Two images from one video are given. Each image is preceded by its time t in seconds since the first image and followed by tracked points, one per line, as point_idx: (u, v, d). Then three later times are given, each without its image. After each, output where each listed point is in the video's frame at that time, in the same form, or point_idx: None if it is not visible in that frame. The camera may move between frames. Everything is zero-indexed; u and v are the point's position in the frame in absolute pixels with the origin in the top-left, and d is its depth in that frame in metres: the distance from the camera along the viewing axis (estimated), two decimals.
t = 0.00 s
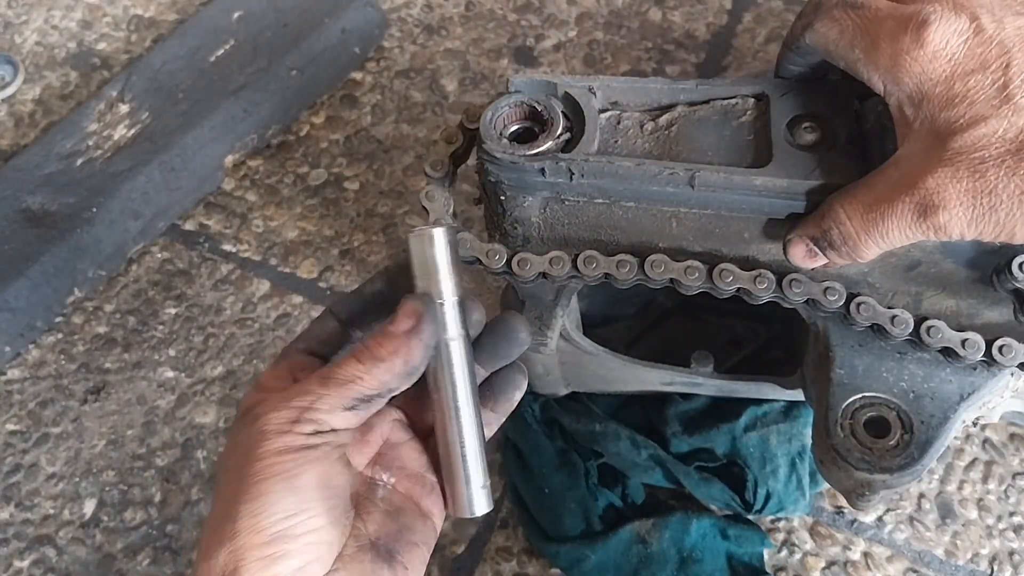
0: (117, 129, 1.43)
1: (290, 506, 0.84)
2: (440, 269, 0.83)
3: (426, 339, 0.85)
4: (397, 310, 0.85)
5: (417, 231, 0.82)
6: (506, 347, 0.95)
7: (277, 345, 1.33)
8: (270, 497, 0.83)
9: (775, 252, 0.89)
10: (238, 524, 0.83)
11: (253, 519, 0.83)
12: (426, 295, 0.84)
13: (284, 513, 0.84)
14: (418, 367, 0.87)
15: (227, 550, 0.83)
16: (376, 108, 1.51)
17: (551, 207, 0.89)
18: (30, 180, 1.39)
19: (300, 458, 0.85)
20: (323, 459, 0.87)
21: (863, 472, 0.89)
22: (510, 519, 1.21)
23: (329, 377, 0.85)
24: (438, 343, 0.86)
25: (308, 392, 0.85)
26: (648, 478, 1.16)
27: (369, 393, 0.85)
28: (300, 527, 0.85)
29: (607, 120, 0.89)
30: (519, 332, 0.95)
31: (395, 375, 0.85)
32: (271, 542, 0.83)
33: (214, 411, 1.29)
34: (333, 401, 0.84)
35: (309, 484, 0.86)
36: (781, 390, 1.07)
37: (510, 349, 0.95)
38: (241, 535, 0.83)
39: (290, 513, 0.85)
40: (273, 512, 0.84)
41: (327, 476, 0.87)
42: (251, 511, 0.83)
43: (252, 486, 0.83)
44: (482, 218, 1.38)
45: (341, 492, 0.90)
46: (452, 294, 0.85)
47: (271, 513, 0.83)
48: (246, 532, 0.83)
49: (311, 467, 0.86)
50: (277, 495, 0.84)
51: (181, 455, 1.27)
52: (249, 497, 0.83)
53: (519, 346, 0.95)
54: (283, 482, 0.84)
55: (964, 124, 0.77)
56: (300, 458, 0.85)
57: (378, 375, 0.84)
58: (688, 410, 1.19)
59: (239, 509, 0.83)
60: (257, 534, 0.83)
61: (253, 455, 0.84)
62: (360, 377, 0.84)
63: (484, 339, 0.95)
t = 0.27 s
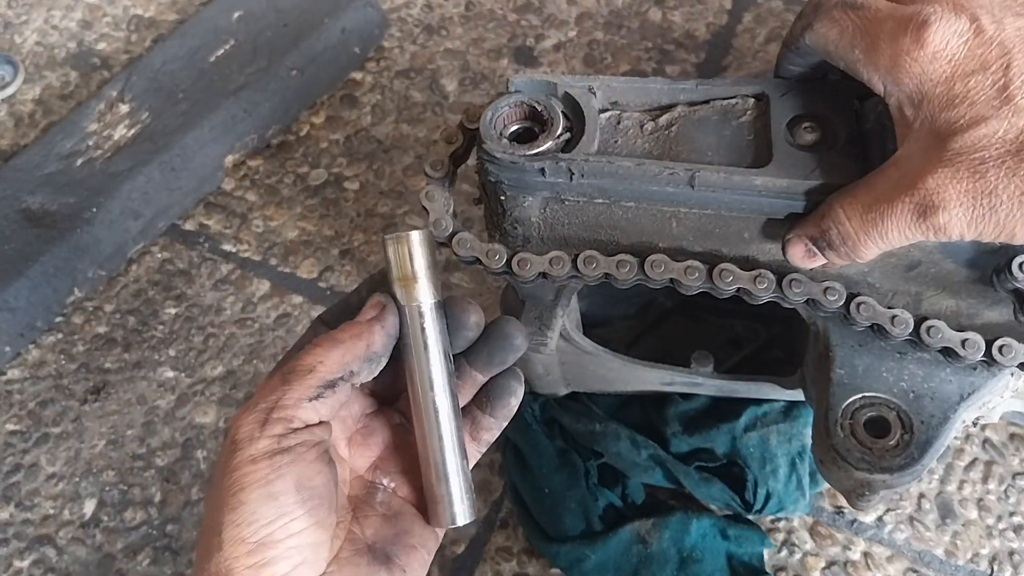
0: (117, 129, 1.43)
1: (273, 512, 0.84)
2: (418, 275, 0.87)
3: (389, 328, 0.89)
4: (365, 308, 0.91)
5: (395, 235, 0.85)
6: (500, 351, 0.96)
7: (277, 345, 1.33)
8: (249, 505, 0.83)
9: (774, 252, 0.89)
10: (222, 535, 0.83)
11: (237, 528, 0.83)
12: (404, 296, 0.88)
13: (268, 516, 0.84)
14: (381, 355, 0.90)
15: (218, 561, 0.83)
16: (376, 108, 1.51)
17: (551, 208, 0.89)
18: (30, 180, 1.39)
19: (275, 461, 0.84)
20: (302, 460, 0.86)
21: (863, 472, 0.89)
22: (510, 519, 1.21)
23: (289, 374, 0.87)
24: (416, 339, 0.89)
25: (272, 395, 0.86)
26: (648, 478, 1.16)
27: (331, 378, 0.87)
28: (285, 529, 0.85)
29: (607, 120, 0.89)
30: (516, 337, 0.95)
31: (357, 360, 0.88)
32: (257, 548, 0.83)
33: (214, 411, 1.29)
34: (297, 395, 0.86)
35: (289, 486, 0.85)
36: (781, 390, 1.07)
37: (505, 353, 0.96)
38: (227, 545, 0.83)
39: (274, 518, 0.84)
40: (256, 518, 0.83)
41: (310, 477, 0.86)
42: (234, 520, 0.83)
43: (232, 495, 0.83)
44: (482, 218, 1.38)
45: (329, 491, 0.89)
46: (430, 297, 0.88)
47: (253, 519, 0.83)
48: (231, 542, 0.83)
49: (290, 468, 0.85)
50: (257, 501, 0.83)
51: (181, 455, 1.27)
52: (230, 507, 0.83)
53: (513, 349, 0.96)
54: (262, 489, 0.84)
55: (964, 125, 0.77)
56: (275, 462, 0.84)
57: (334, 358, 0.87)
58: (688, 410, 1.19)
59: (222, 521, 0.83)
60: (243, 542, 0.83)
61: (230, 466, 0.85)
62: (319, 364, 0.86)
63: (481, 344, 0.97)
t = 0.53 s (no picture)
0: (117, 129, 1.42)
1: (280, 512, 0.84)
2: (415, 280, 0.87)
3: (395, 337, 0.86)
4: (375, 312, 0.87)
5: (389, 244, 0.85)
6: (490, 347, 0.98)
7: (277, 345, 1.33)
8: (255, 506, 0.83)
9: (775, 252, 0.89)
10: (230, 536, 0.83)
11: (244, 528, 0.83)
12: (403, 299, 0.87)
13: (275, 517, 0.84)
14: (388, 363, 0.87)
15: (227, 561, 0.84)
16: (376, 108, 1.51)
17: (551, 207, 0.89)
18: (30, 180, 1.39)
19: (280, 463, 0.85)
20: (306, 460, 0.86)
21: (863, 472, 0.89)
22: (510, 519, 1.21)
23: (293, 380, 0.86)
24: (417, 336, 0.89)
25: (277, 399, 0.86)
26: (648, 478, 1.16)
27: (336, 385, 0.85)
28: (293, 528, 0.85)
29: (607, 120, 0.89)
30: (502, 331, 0.98)
31: (362, 368, 0.86)
32: (265, 547, 0.84)
33: (214, 411, 1.29)
34: (301, 400, 0.85)
35: (295, 486, 0.85)
36: (781, 390, 1.07)
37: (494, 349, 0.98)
38: (235, 546, 0.83)
39: (282, 518, 0.84)
40: (262, 518, 0.83)
41: (315, 476, 0.87)
42: (241, 521, 0.83)
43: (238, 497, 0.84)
44: (481, 218, 1.38)
45: (335, 489, 0.89)
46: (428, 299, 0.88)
47: (259, 519, 0.83)
48: (239, 543, 0.83)
49: (295, 469, 0.85)
50: (262, 502, 0.84)
51: (181, 454, 1.27)
52: (237, 508, 0.84)
53: (503, 344, 0.98)
54: (268, 490, 0.84)
55: (964, 125, 0.77)
56: (279, 463, 0.84)
57: (339, 366, 0.85)
58: (688, 410, 1.19)
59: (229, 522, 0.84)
60: (250, 542, 0.83)
61: (236, 468, 0.85)
62: (322, 373, 0.85)
63: (467, 343, 0.99)
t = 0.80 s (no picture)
0: (116, 129, 1.42)
1: (274, 516, 0.84)
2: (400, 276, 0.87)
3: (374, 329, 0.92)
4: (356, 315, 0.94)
5: (374, 240, 0.86)
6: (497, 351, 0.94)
7: (277, 345, 1.33)
8: (249, 512, 0.83)
9: (775, 252, 0.89)
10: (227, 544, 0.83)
11: (240, 535, 0.83)
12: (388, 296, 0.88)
13: (269, 522, 0.84)
14: (374, 357, 0.93)
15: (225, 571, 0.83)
16: (376, 108, 1.51)
17: (551, 208, 0.89)
18: (30, 180, 1.39)
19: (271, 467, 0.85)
20: (297, 463, 0.87)
21: (862, 472, 0.89)
22: (510, 519, 1.21)
23: (282, 383, 0.89)
24: (401, 339, 0.88)
25: (265, 404, 0.89)
26: (648, 478, 1.16)
27: (324, 382, 0.89)
28: (288, 533, 0.85)
29: (607, 120, 0.89)
30: (509, 335, 0.94)
31: (349, 362, 0.91)
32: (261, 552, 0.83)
33: (214, 410, 1.29)
34: (290, 401, 0.88)
35: (287, 490, 0.85)
36: (781, 390, 1.07)
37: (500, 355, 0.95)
38: (232, 553, 0.83)
39: (277, 523, 0.84)
40: (257, 524, 0.83)
41: (307, 480, 0.87)
42: (236, 528, 0.83)
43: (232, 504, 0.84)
44: (481, 218, 1.38)
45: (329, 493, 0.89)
46: (415, 298, 0.88)
47: (253, 525, 0.83)
48: (236, 550, 0.83)
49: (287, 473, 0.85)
50: (256, 507, 0.83)
51: (181, 454, 1.27)
52: (233, 515, 0.84)
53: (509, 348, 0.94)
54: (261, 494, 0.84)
55: (963, 125, 0.77)
56: (270, 467, 0.85)
57: (325, 363, 0.89)
58: (688, 410, 1.19)
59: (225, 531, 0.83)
60: (246, 548, 0.83)
61: (230, 477, 0.86)
62: (309, 370, 0.89)
63: (474, 345, 0.95)
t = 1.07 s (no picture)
0: (116, 129, 1.42)
1: (274, 512, 0.84)
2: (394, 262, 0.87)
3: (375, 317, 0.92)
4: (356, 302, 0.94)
5: (365, 227, 0.86)
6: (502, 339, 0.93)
7: (277, 344, 1.33)
8: (249, 507, 0.83)
9: (775, 252, 0.89)
10: (228, 540, 0.83)
11: (240, 531, 0.83)
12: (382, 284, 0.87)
13: (269, 517, 0.84)
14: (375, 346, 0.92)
15: (227, 566, 0.84)
16: (376, 108, 1.51)
17: (551, 208, 0.89)
18: (30, 180, 1.39)
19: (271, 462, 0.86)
20: (297, 458, 0.87)
21: (863, 471, 0.89)
22: (510, 519, 1.21)
23: (283, 376, 0.90)
24: (397, 329, 0.88)
25: (267, 397, 0.89)
26: (648, 478, 1.16)
27: (325, 374, 0.89)
28: (289, 529, 0.85)
29: (607, 120, 0.89)
30: (511, 321, 0.92)
31: (350, 352, 0.90)
32: (261, 548, 0.83)
33: (214, 410, 1.29)
34: (291, 394, 0.88)
35: (287, 485, 0.85)
36: (781, 390, 1.07)
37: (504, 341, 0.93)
38: (233, 549, 0.83)
39: (277, 518, 0.84)
40: (258, 520, 0.83)
41: (308, 475, 0.87)
42: (237, 524, 0.83)
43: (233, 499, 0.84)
44: (481, 218, 1.38)
45: (329, 489, 0.89)
46: (409, 285, 0.88)
47: (253, 521, 0.83)
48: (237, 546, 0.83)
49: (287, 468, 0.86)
50: (256, 503, 0.84)
51: (181, 454, 1.27)
52: (234, 511, 0.84)
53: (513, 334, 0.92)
54: (261, 490, 0.84)
55: (964, 126, 0.77)
56: (270, 462, 0.85)
57: (327, 353, 0.90)
58: (688, 410, 1.19)
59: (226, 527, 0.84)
60: (247, 544, 0.83)
61: (231, 473, 0.86)
62: (312, 362, 0.89)
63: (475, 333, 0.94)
